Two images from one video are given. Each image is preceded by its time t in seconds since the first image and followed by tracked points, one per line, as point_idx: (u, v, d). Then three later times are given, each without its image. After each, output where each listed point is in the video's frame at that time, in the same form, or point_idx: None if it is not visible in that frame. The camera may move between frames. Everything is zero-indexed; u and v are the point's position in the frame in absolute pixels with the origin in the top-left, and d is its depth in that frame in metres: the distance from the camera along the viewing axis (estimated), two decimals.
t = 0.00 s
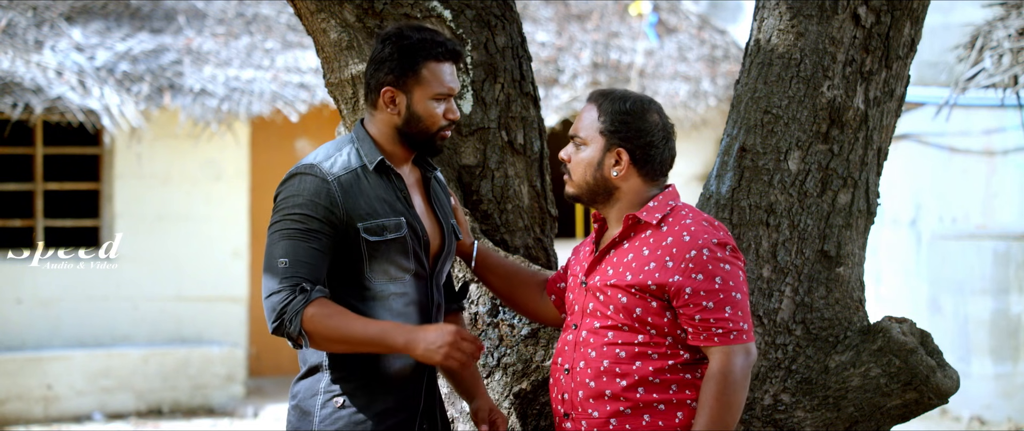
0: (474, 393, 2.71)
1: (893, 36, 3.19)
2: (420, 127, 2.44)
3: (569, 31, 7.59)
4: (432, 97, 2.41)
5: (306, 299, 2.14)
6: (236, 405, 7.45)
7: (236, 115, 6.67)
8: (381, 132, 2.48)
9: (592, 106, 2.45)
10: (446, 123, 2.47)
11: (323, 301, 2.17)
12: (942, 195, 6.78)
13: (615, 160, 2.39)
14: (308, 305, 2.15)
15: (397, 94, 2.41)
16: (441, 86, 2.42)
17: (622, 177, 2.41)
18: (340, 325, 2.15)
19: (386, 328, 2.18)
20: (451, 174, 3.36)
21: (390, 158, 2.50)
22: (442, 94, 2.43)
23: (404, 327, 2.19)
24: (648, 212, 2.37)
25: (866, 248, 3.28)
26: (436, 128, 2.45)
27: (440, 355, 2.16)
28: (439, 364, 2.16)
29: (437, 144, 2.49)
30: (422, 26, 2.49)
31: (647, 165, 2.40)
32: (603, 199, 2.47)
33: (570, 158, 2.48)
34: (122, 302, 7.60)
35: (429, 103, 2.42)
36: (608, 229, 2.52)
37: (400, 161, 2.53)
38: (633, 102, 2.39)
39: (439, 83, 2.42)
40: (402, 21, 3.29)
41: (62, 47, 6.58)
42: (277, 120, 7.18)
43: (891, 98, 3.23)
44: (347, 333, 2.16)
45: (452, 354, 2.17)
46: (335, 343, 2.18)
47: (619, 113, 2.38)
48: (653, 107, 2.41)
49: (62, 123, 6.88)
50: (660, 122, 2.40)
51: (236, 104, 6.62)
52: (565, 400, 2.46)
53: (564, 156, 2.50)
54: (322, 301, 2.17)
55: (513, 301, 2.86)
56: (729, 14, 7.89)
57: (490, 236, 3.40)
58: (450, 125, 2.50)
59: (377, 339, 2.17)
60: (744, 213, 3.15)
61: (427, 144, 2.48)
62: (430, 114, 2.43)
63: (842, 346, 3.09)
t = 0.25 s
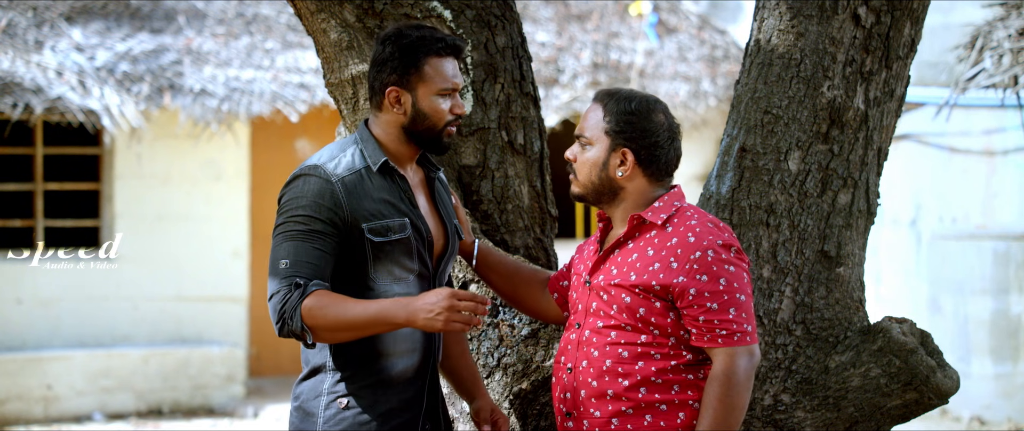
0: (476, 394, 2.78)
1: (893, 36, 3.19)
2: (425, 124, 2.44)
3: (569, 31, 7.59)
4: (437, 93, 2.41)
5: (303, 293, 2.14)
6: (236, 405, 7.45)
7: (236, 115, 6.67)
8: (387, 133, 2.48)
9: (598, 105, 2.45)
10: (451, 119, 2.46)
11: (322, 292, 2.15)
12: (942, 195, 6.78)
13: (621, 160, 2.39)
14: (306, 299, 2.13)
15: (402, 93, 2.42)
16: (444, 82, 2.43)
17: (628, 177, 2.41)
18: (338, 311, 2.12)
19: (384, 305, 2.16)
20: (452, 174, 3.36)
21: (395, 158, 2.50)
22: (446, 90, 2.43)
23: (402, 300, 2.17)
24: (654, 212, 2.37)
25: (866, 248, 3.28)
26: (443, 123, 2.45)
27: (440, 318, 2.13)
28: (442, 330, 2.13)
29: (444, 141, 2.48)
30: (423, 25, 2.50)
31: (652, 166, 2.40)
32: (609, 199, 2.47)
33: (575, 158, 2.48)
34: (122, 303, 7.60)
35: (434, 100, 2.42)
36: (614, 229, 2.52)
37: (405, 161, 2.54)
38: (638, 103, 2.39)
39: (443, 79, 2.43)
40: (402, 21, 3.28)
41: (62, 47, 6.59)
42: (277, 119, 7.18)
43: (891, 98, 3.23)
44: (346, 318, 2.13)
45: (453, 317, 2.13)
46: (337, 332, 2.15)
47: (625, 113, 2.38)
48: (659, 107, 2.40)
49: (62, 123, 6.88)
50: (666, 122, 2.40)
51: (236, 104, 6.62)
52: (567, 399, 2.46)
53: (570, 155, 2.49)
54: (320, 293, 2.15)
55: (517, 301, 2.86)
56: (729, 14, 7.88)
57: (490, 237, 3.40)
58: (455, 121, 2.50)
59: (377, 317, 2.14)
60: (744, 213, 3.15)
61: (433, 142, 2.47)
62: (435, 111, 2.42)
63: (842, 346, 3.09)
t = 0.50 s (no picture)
0: (496, 383, 2.72)
1: (893, 36, 3.19)
2: (425, 124, 2.44)
3: (569, 31, 7.59)
4: (437, 92, 2.41)
5: (303, 295, 2.14)
6: (236, 405, 7.45)
7: (236, 115, 6.67)
8: (386, 132, 2.47)
9: (603, 106, 2.45)
10: (449, 119, 2.47)
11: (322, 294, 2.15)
12: (942, 195, 6.78)
13: (628, 160, 2.39)
14: (306, 300, 2.13)
15: (402, 92, 2.41)
16: (445, 81, 2.43)
17: (636, 177, 2.41)
18: (338, 313, 2.12)
19: (383, 307, 2.14)
20: (452, 174, 3.36)
21: (396, 157, 2.49)
22: (446, 90, 2.43)
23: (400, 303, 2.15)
24: (659, 210, 2.37)
25: (866, 248, 3.28)
26: (440, 124, 2.45)
27: (438, 322, 2.11)
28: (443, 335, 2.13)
29: (440, 142, 2.48)
30: (421, 23, 2.50)
31: (660, 165, 2.41)
32: (616, 200, 2.46)
33: (581, 159, 2.47)
34: (122, 302, 7.60)
35: (435, 99, 2.42)
36: (619, 227, 2.52)
37: (406, 161, 2.53)
38: (641, 103, 2.39)
39: (443, 79, 2.42)
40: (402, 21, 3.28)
41: (62, 48, 6.59)
42: (277, 119, 7.18)
43: (890, 98, 3.23)
44: (346, 320, 2.13)
45: (451, 321, 2.12)
46: (336, 335, 2.15)
47: (631, 114, 2.38)
48: (663, 106, 2.40)
49: (62, 123, 6.88)
50: (672, 121, 2.40)
51: (236, 104, 6.62)
52: (570, 397, 2.46)
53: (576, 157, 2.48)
54: (320, 293, 2.15)
55: (519, 301, 2.86)
56: (729, 14, 7.88)
57: (490, 237, 3.40)
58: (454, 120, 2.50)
59: (377, 320, 2.13)
60: (744, 213, 3.16)
61: (431, 142, 2.47)
62: (434, 110, 2.42)
63: (842, 346, 3.09)
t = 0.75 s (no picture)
0: (516, 368, 2.65)
1: (893, 36, 3.19)
2: (421, 122, 2.43)
3: (569, 31, 7.59)
4: (434, 91, 2.41)
5: (308, 303, 2.15)
6: (236, 405, 7.45)
7: (236, 115, 6.67)
8: (382, 131, 2.47)
9: (604, 111, 2.40)
10: (445, 117, 2.46)
11: (326, 303, 2.17)
12: (942, 195, 6.79)
13: (648, 161, 2.38)
14: (310, 309, 2.15)
15: (398, 90, 2.41)
16: (442, 79, 2.43)
17: (655, 176, 2.40)
18: (341, 325, 2.15)
19: (388, 325, 2.18)
20: (452, 174, 3.36)
21: (392, 156, 2.49)
22: (444, 88, 2.44)
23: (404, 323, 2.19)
24: (666, 209, 2.37)
25: (866, 248, 3.28)
26: (436, 122, 2.45)
27: (442, 349, 2.16)
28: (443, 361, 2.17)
29: (436, 141, 2.48)
30: (413, 21, 2.49)
31: (673, 160, 2.42)
32: (632, 205, 2.43)
33: (592, 169, 2.40)
34: (122, 302, 7.60)
35: (432, 97, 2.42)
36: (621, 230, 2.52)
37: (401, 160, 2.53)
38: (637, 100, 2.39)
39: (441, 78, 2.43)
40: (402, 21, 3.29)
41: (62, 47, 6.59)
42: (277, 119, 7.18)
43: (890, 98, 3.23)
44: (348, 333, 2.16)
45: (455, 350, 2.16)
46: (336, 345, 2.18)
47: (641, 114, 2.36)
48: (662, 103, 2.41)
49: (62, 123, 6.87)
50: (671, 115, 2.41)
51: (236, 104, 6.62)
52: (575, 396, 2.46)
53: (585, 167, 2.41)
54: (324, 303, 2.16)
55: (514, 300, 2.85)
56: (729, 14, 7.88)
57: (490, 237, 3.41)
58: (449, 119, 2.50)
59: (379, 338, 2.17)
60: (744, 213, 3.16)
61: (426, 141, 2.47)
62: (431, 108, 2.42)
63: (842, 346, 3.09)
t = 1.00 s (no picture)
0: (510, 367, 2.66)
1: (892, 36, 3.19)
2: (419, 122, 2.43)
3: (569, 31, 7.59)
4: (432, 91, 2.41)
5: (309, 306, 2.16)
6: (236, 405, 7.45)
7: (236, 115, 6.67)
8: (380, 131, 2.47)
9: (604, 120, 2.39)
10: (444, 118, 2.46)
11: (327, 307, 2.17)
12: (942, 195, 6.79)
13: (660, 162, 2.40)
14: (312, 312, 2.16)
15: (397, 90, 2.41)
16: (440, 79, 2.43)
17: (666, 177, 2.43)
18: (345, 328, 2.17)
19: (391, 331, 2.19)
20: (452, 174, 3.37)
21: (389, 156, 2.49)
22: (442, 89, 2.44)
23: (409, 330, 2.20)
24: (672, 210, 2.38)
25: (866, 248, 3.28)
26: (434, 123, 2.45)
27: (444, 360, 2.18)
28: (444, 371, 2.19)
29: (433, 141, 2.49)
30: (410, 21, 2.49)
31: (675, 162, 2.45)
32: (644, 210, 2.42)
33: (605, 177, 2.38)
34: (122, 302, 7.60)
35: (432, 97, 2.42)
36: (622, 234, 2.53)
37: (399, 159, 2.53)
38: (632, 99, 2.40)
39: (439, 78, 2.43)
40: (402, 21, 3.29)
41: (62, 47, 6.59)
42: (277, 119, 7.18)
43: (890, 98, 3.23)
44: (353, 337, 2.17)
45: (457, 361, 2.18)
46: (338, 349, 2.18)
47: (646, 115, 2.37)
48: (661, 103, 2.43)
49: (62, 123, 6.87)
50: (671, 115, 2.42)
51: (237, 104, 6.62)
52: (582, 397, 2.45)
53: (596, 176, 2.38)
54: (326, 307, 2.17)
55: (508, 300, 2.84)
56: (729, 14, 7.87)
57: (490, 237, 3.41)
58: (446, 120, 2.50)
59: (382, 344, 2.18)
60: (743, 213, 3.16)
61: (422, 141, 2.47)
62: (429, 109, 2.42)
63: (842, 346, 3.09)
